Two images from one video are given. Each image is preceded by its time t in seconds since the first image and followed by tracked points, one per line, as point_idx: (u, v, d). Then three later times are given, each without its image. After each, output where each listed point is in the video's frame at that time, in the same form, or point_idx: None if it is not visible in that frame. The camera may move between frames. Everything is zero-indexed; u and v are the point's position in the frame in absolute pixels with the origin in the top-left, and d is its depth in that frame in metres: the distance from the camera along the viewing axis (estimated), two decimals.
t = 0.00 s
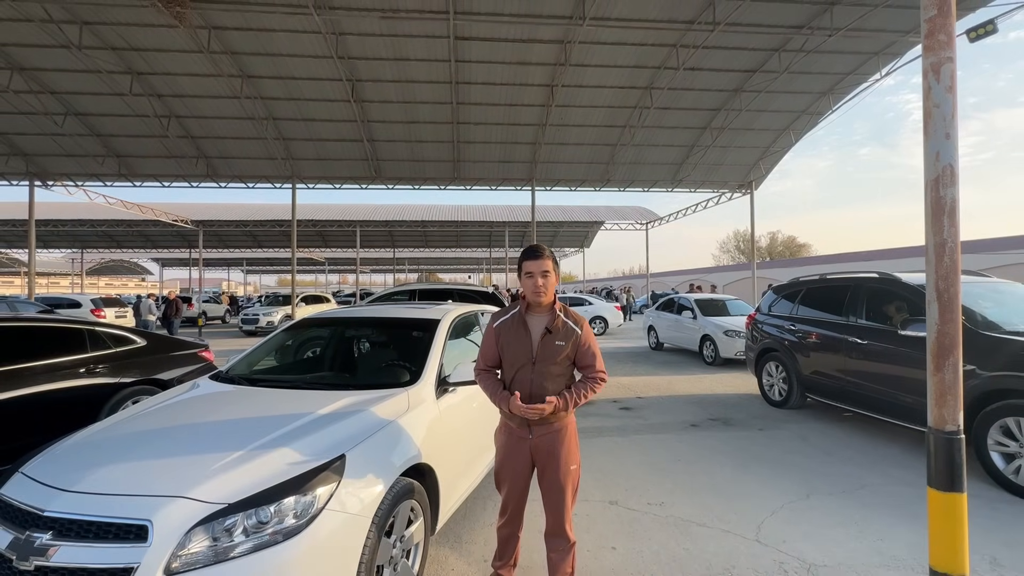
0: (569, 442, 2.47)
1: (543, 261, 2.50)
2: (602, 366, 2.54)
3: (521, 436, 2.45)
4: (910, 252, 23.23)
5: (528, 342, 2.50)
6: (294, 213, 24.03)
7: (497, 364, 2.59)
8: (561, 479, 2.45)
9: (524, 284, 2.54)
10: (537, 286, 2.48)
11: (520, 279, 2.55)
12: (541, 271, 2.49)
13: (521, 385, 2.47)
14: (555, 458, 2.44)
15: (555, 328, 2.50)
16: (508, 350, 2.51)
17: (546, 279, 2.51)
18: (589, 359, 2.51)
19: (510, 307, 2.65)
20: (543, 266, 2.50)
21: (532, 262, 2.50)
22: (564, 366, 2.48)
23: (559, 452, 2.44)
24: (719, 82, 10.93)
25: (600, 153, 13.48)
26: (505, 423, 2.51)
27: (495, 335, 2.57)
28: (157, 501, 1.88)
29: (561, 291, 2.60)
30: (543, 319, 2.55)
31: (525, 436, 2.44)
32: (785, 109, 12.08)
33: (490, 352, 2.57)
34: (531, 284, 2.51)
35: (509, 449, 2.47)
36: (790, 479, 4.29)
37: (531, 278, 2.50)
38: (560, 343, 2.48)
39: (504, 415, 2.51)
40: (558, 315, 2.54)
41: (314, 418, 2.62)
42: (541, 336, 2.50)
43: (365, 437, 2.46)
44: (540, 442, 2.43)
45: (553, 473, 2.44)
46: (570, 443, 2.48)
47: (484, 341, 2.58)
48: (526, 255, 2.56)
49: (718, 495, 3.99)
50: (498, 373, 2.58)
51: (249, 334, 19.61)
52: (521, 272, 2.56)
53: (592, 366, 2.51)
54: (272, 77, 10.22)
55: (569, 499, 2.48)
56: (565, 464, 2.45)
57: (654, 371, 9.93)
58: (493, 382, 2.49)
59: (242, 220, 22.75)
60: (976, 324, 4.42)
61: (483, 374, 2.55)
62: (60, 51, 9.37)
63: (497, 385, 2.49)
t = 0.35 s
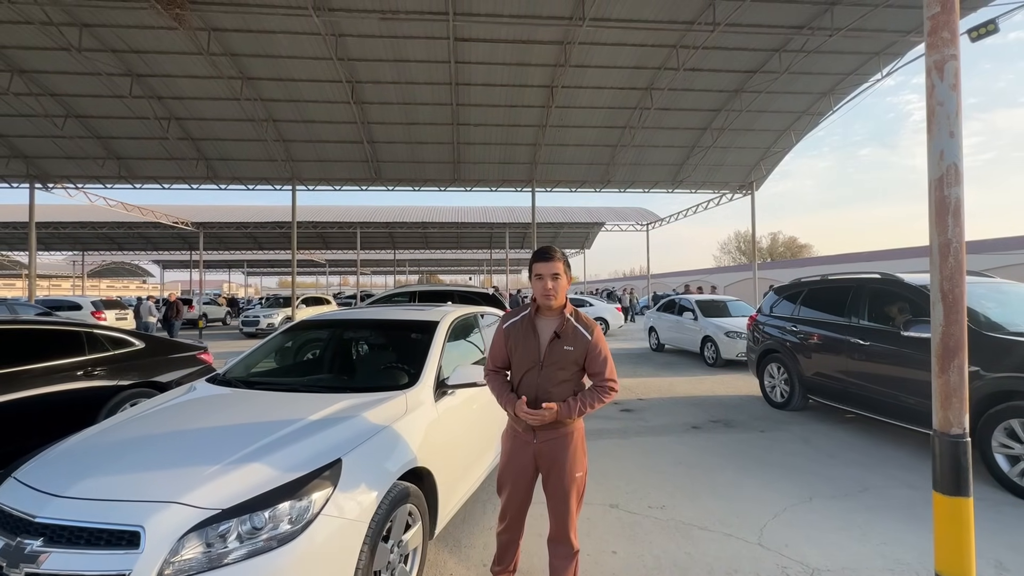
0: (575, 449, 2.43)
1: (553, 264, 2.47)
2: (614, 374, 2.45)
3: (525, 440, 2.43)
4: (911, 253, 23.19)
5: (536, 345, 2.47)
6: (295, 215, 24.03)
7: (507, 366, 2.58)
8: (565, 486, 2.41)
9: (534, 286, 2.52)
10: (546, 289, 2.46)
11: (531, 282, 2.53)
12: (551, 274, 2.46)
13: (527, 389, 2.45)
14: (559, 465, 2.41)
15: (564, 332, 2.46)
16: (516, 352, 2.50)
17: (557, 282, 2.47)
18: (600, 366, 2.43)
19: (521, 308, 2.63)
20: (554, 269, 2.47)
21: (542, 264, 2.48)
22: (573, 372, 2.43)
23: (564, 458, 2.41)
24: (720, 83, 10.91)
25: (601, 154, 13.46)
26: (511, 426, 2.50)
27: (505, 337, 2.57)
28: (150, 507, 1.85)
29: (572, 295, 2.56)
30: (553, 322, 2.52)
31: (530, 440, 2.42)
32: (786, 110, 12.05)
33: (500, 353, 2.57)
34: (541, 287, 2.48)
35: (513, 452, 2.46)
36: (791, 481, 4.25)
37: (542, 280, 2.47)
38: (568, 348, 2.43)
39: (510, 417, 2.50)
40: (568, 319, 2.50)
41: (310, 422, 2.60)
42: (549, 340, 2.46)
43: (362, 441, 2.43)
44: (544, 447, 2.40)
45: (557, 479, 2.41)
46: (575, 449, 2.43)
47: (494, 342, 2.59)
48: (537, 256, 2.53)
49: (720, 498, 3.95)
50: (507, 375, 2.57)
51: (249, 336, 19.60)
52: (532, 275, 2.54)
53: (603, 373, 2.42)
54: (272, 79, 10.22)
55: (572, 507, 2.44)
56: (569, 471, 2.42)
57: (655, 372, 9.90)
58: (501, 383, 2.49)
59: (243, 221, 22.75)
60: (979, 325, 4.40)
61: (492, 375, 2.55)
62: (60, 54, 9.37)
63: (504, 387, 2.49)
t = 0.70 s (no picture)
0: (578, 459, 2.33)
1: (559, 262, 2.36)
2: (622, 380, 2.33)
3: (527, 448, 2.34)
4: (914, 254, 23.05)
5: (539, 348, 2.37)
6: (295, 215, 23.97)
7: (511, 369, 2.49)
8: (568, 498, 2.31)
9: (539, 286, 2.42)
10: (551, 289, 2.36)
11: (536, 282, 2.43)
12: (557, 273, 2.36)
13: (530, 394, 2.35)
14: (562, 474, 2.30)
15: (569, 336, 2.36)
16: (520, 355, 2.40)
17: (562, 283, 2.37)
18: (607, 372, 2.30)
19: (526, 309, 2.54)
20: (559, 268, 2.36)
21: (548, 263, 2.37)
22: (577, 377, 2.32)
23: (567, 468, 2.30)
24: (722, 82, 10.80)
25: (602, 154, 13.35)
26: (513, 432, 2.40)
27: (508, 339, 2.48)
28: (125, 521, 1.76)
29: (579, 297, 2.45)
30: (558, 325, 2.42)
31: (531, 448, 2.33)
32: (789, 109, 11.94)
33: (503, 356, 2.48)
34: (546, 287, 2.38)
35: (515, 459, 2.37)
36: (798, 487, 4.15)
37: (547, 280, 2.38)
38: (572, 353, 2.33)
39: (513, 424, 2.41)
40: (574, 322, 2.39)
41: (300, 429, 2.52)
42: (553, 343, 2.36)
43: (353, 450, 2.34)
44: (547, 456, 2.30)
45: (560, 489, 2.31)
46: (579, 459, 2.33)
47: (498, 344, 2.50)
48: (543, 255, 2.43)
49: (726, 506, 3.84)
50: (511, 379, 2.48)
51: (249, 337, 19.53)
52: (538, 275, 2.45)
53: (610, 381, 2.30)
54: (270, 79, 10.14)
55: (575, 519, 2.34)
56: (572, 482, 2.31)
57: (657, 374, 9.79)
58: (504, 387, 2.40)
59: (243, 222, 22.70)
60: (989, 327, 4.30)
61: (495, 378, 2.46)
62: (57, 53, 9.30)
63: (507, 391, 2.40)
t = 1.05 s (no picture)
0: (569, 468, 2.20)
1: (546, 260, 2.26)
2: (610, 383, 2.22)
3: (515, 458, 2.21)
4: (919, 255, 22.85)
5: (527, 351, 2.25)
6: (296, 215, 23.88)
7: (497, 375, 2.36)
8: (559, 509, 2.19)
9: (525, 285, 2.30)
10: (538, 287, 2.24)
11: (522, 281, 2.32)
12: (544, 270, 2.25)
13: (518, 401, 2.22)
14: (552, 484, 2.18)
15: (557, 337, 2.24)
16: (507, 359, 2.27)
17: (550, 281, 2.26)
18: (596, 375, 2.18)
19: (512, 311, 2.41)
20: (547, 266, 2.26)
21: (535, 261, 2.27)
22: (566, 381, 2.20)
23: (557, 479, 2.18)
24: (726, 79, 10.67)
25: (604, 153, 13.21)
26: (501, 440, 2.27)
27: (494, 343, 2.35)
28: (86, 538, 1.64)
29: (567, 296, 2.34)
30: (546, 326, 2.30)
31: (519, 458, 2.20)
32: (794, 108, 11.81)
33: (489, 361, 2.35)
34: (532, 286, 2.26)
35: (502, 470, 2.24)
36: (806, 495, 4.01)
37: (533, 279, 2.26)
38: (561, 355, 2.21)
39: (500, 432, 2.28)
40: (562, 323, 2.27)
41: (286, 434, 2.39)
42: (541, 346, 2.24)
43: (338, 458, 2.21)
44: (535, 466, 2.18)
45: (549, 503, 2.18)
46: (569, 469, 2.21)
47: (484, 348, 2.37)
48: (529, 253, 2.31)
49: (732, 515, 3.71)
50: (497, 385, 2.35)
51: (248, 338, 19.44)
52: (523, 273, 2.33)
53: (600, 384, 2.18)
54: (268, 76, 10.04)
55: (566, 534, 2.22)
56: (563, 493, 2.19)
57: (659, 376, 9.65)
58: (490, 394, 2.28)
59: (243, 221, 22.63)
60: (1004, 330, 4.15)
61: (480, 384, 2.33)
62: (53, 50, 9.21)
63: (493, 397, 2.27)
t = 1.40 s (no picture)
0: (545, 471, 2.11)
1: (509, 250, 2.19)
2: (583, 374, 2.17)
3: (490, 462, 2.11)
4: (922, 255, 22.67)
5: (497, 347, 2.16)
6: (295, 213, 23.78)
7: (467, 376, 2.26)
8: (537, 515, 2.09)
9: (491, 278, 2.22)
10: (503, 278, 2.17)
11: (487, 274, 2.24)
12: (509, 261, 2.18)
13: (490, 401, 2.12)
14: (529, 489, 2.09)
15: (528, 330, 2.16)
16: (476, 357, 2.17)
17: (516, 272, 2.19)
18: (567, 367, 2.15)
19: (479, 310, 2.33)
20: (512, 257, 2.20)
21: (498, 251, 2.20)
22: (538, 375, 2.12)
23: (534, 482, 2.09)
24: (728, 77, 10.57)
25: (604, 151, 13.10)
26: (473, 445, 2.17)
27: (462, 342, 2.26)
28: (42, 553, 1.54)
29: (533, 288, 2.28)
30: (515, 320, 2.22)
31: (495, 463, 2.10)
32: (796, 107, 11.69)
33: (457, 362, 2.25)
34: (497, 277, 2.19)
35: (477, 476, 2.13)
36: (808, 501, 3.90)
37: (498, 271, 2.19)
38: (533, 348, 2.14)
39: (472, 437, 2.17)
40: (532, 315, 2.21)
41: (267, 437, 2.29)
42: (511, 340, 2.16)
43: (320, 463, 2.11)
44: (511, 469, 2.08)
45: (527, 507, 2.09)
46: (546, 471, 2.12)
47: (450, 349, 2.26)
48: (493, 245, 2.24)
49: (732, 522, 3.60)
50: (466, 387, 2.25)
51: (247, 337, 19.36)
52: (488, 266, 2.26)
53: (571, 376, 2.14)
54: (265, 73, 9.95)
55: (547, 540, 2.13)
56: (542, 497, 2.10)
57: (659, 377, 9.55)
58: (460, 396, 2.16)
59: (243, 220, 22.56)
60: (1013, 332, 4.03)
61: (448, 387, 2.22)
62: (48, 46, 9.14)
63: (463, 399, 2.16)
